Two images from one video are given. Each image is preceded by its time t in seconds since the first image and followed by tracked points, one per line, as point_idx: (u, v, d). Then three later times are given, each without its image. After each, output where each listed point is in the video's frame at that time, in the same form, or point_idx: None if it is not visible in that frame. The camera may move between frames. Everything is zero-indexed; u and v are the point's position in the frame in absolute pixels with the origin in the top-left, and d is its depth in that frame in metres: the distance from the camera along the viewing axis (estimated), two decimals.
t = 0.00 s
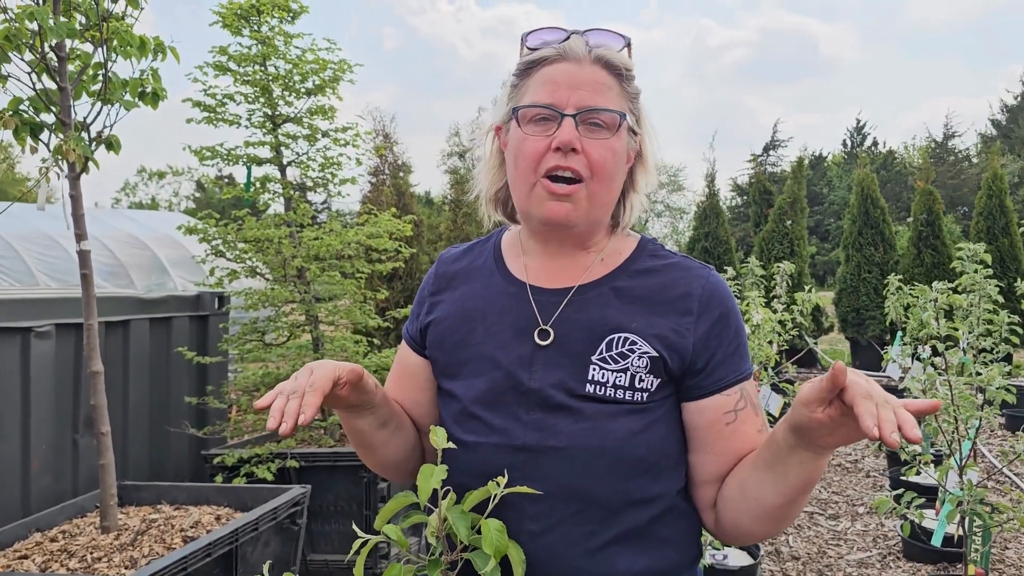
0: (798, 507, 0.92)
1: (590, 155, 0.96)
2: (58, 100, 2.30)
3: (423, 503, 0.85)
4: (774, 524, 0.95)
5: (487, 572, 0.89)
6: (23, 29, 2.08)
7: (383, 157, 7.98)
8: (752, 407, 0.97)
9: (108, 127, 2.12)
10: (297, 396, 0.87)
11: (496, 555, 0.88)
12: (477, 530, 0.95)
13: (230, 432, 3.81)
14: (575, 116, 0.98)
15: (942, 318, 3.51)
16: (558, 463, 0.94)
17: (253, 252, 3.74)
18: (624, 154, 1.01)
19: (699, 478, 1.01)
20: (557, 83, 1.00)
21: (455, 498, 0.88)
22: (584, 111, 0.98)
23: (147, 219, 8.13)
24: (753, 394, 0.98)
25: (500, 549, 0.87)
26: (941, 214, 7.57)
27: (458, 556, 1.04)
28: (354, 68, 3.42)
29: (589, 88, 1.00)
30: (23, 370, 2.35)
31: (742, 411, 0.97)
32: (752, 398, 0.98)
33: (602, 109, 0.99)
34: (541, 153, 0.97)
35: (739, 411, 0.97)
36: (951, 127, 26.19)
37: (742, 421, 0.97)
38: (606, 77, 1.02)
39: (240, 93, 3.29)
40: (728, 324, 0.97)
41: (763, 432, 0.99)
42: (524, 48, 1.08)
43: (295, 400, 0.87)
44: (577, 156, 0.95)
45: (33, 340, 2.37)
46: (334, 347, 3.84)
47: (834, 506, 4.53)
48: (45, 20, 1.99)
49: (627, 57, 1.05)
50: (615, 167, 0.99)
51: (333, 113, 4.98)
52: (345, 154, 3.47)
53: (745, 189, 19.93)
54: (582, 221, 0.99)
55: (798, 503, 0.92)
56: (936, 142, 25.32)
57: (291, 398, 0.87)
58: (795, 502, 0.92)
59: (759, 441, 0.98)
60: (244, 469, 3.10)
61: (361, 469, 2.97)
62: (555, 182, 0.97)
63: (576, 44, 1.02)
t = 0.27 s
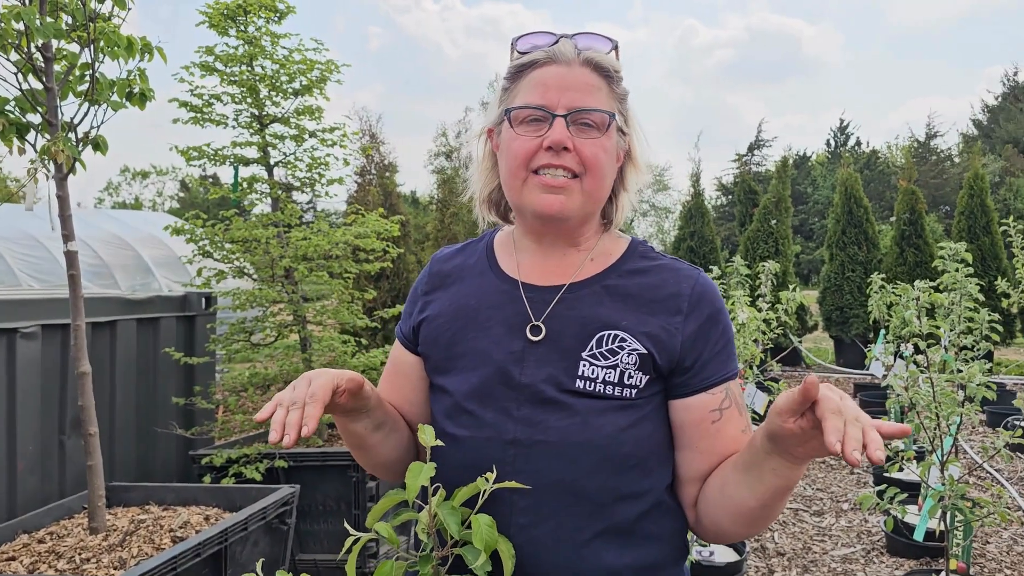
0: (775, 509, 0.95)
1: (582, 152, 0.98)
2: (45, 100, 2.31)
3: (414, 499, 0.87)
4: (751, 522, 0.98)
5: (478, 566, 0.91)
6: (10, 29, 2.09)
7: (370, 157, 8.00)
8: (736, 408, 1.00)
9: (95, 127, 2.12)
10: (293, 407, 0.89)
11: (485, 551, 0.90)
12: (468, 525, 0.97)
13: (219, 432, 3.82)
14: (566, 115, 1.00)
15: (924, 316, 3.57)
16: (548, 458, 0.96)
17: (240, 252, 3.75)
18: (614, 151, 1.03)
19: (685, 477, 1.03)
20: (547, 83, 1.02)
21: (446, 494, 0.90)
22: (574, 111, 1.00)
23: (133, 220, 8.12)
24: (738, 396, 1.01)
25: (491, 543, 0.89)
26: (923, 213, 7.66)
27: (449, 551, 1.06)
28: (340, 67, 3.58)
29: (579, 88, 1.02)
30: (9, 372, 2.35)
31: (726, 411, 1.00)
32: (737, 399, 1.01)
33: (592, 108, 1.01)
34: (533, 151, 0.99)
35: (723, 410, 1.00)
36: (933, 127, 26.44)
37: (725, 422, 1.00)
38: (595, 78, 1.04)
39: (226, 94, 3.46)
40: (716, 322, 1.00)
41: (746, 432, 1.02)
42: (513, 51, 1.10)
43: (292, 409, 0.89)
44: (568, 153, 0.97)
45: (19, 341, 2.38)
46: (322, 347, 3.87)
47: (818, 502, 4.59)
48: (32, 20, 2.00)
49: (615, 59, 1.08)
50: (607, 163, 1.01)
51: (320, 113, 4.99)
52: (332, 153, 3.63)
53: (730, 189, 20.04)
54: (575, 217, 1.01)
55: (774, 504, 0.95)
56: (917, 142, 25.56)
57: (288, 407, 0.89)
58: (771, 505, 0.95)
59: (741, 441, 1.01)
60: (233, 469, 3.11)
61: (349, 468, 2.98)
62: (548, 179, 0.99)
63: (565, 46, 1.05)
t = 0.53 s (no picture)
0: (755, 452, 0.80)
1: (584, 136, 0.96)
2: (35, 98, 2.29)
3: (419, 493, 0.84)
4: (747, 489, 0.82)
5: (484, 559, 0.88)
6: None
7: (360, 157, 8.00)
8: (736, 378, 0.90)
9: (85, 125, 2.11)
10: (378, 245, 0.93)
11: (491, 543, 0.88)
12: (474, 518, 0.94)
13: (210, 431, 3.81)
14: (562, 103, 0.99)
15: (912, 313, 3.60)
16: (555, 449, 0.92)
17: (231, 251, 3.74)
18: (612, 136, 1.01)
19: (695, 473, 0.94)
20: (540, 78, 1.01)
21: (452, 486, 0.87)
22: (569, 98, 0.99)
23: (123, 220, 8.10)
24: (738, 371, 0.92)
25: (497, 537, 0.86)
26: (910, 211, 7.73)
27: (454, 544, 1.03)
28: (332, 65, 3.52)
29: (571, 78, 1.01)
30: None
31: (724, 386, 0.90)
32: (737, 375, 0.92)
33: (586, 94, 1.00)
34: (535, 140, 0.97)
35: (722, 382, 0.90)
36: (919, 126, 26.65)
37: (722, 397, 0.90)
38: (585, 69, 1.03)
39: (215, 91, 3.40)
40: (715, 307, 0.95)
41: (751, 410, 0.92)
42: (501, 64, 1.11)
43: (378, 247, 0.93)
44: (571, 136, 0.95)
45: (9, 340, 2.37)
46: (313, 345, 3.87)
47: (808, 498, 4.62)
48: (23, 19, 2.00)
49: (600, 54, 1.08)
50: (608, 146, 0.99)
51: (311, 112, 4.99)
52: (323, 152, 3.60)
53: (718, 187, 20.14)
54: (584, 202, 0.97)
55: (759, 446, 0.80)
56: (904, 142, 25.77)
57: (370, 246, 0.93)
58: (739, 430, 0.80)
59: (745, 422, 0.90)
60: (225, 468, 3.10)
61: (342, 466, 3.00)
62: (553, 164, 0.96)
63: (552, 44, 1.05)
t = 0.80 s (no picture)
0: (684, 503, 0.85)
1: (578, 144, 0.95)
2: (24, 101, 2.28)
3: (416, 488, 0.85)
4: (693, 525, 0.88)
5: (480, 555, 0.89)
6: None
7: (351, 159, 8.03)
8: (711, 400, 0.90)
9: (79, 128, 2.11)
10: (459, 342, 0.87)
11: (489, 542, 0.87)
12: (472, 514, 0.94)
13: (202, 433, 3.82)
14: (553, 112, 0.97)
15: (898, 314, 3.64)
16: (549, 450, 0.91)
17: (223, 253, 3.76)
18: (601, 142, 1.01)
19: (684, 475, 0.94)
20: (529, 88, 1.00)
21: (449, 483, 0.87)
22: (559, 106, 0.97)
23: (114, 222, 8.11)
24: (719, 386, 0.90)
25: (494, 533, 0.86)
26: (896, 213, 7.81)
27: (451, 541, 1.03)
28: (324, 70, 3.56)
29: (559, 87, 0.99)
30: None
31: (698, 402, 0.90)
32: (717, 390, 0.90)
33: (575, 104, 0.99)
34: (530, 152, 0.95)
35: (696, 402, 0.90)
36: (906, 128, 26.88)
37: (696, 412, 0.90)
38: (571, 76, 1.02)
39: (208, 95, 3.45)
40: (704, 313, 0.93)
41: (726, 428, 0.91)
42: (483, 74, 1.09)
43: (462, 336, 0.87)
44: (566, 146, 0.94)
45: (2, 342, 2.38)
46: (304, 347, 3.89)
47: (796, 498, 4.67)
48: (17, 22, 2.02)
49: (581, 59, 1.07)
50: (600, 153, 0.98)
51: (302, 114, 5.01)
52: (315, 155, 3.66)
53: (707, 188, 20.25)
54: (579, 211, 0.96)
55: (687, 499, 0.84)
56: (890, 143, 25.99)
57: (448, 341, 0.87)
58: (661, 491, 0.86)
59: (719, 436, 0.91)
60: (217, 469, 3.11)
61: (335, 467, 3.03)
62: (550, 174, 0.94)
63: (535, 53, 1.03)
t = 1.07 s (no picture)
0: (678, 507, 0.96)
1: (558, 143, 0.97)
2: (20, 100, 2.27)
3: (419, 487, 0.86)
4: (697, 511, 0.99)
5: (481, 551, 0.90)
6: None
7: (344, 158, 8.03)
8: (713, 401, 0.96)
9: (73, 128, 2.12)
10: (433, 408, 0.97)
11: (490, 537, 0.89)
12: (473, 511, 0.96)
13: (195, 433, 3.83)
14: (533, 113, 0.99)
15: (887, 313, 3.68)
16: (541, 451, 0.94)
17: (216, 253, 3.77)
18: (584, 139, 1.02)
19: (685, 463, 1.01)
20: (509, 90, 1.02)
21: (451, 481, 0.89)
22: (539, 107, 0.99)
23: (104, 222, 8.10)
24: (718, 386, 0.96)
25: (495, 530, 0.88)
26: (886, 212, 7.87)
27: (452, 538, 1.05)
28: (316, 70, 3.58)
29: (538, 87, 1.01)
30: None
31: (702, 406, 0.96)
32: (717, 390, 0.96)
33: (555, 104, 1.00)
34: (512, 154, 0.97)
35: (700, 406, 0.96)
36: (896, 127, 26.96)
37: (701, 415, 0.96)
38: (551, 77, 1.03)
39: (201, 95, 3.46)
40: (696, 315, 0.95)
41: (726, 425, 0.98)
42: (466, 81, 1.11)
43: (433, 402, 0.97)
44: (546, 145, 0.96)
45: None
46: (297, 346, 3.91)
47: (787, 496, 4.71)
48: (12, 23, 2.03)
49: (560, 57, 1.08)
50: (583, 150, 1.00)
51: (296, 114, 5.03)
52: (308, 154, 3.67)
53: (698, 188, 20.32)
54: (565, 211, 0.98)
55: (681, 504, 0.95)
56: (880, 143, 26.14)
57: (424, 411, 0.97)
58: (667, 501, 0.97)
59: (719, 434, 0.98)
60: (211, 469, 3.13)
61: (328, 467, 3.05)
62: (532, 175, 0.96)
63: (515, 56, 1.05)
